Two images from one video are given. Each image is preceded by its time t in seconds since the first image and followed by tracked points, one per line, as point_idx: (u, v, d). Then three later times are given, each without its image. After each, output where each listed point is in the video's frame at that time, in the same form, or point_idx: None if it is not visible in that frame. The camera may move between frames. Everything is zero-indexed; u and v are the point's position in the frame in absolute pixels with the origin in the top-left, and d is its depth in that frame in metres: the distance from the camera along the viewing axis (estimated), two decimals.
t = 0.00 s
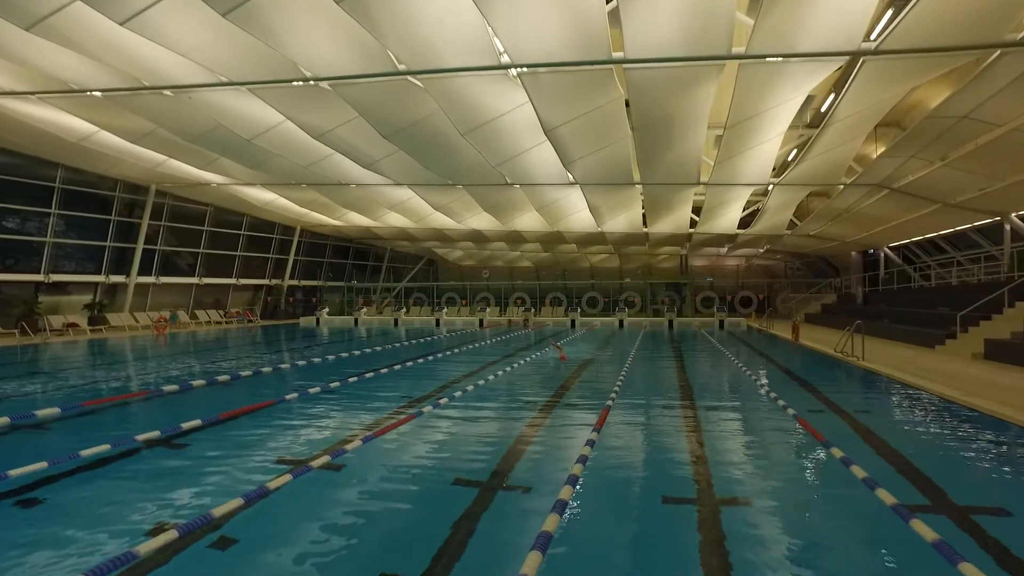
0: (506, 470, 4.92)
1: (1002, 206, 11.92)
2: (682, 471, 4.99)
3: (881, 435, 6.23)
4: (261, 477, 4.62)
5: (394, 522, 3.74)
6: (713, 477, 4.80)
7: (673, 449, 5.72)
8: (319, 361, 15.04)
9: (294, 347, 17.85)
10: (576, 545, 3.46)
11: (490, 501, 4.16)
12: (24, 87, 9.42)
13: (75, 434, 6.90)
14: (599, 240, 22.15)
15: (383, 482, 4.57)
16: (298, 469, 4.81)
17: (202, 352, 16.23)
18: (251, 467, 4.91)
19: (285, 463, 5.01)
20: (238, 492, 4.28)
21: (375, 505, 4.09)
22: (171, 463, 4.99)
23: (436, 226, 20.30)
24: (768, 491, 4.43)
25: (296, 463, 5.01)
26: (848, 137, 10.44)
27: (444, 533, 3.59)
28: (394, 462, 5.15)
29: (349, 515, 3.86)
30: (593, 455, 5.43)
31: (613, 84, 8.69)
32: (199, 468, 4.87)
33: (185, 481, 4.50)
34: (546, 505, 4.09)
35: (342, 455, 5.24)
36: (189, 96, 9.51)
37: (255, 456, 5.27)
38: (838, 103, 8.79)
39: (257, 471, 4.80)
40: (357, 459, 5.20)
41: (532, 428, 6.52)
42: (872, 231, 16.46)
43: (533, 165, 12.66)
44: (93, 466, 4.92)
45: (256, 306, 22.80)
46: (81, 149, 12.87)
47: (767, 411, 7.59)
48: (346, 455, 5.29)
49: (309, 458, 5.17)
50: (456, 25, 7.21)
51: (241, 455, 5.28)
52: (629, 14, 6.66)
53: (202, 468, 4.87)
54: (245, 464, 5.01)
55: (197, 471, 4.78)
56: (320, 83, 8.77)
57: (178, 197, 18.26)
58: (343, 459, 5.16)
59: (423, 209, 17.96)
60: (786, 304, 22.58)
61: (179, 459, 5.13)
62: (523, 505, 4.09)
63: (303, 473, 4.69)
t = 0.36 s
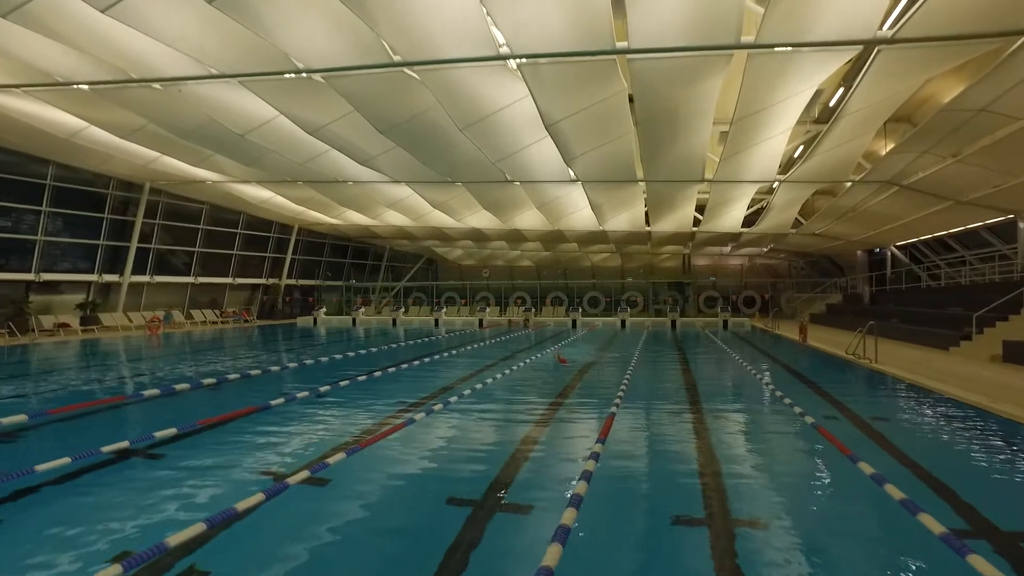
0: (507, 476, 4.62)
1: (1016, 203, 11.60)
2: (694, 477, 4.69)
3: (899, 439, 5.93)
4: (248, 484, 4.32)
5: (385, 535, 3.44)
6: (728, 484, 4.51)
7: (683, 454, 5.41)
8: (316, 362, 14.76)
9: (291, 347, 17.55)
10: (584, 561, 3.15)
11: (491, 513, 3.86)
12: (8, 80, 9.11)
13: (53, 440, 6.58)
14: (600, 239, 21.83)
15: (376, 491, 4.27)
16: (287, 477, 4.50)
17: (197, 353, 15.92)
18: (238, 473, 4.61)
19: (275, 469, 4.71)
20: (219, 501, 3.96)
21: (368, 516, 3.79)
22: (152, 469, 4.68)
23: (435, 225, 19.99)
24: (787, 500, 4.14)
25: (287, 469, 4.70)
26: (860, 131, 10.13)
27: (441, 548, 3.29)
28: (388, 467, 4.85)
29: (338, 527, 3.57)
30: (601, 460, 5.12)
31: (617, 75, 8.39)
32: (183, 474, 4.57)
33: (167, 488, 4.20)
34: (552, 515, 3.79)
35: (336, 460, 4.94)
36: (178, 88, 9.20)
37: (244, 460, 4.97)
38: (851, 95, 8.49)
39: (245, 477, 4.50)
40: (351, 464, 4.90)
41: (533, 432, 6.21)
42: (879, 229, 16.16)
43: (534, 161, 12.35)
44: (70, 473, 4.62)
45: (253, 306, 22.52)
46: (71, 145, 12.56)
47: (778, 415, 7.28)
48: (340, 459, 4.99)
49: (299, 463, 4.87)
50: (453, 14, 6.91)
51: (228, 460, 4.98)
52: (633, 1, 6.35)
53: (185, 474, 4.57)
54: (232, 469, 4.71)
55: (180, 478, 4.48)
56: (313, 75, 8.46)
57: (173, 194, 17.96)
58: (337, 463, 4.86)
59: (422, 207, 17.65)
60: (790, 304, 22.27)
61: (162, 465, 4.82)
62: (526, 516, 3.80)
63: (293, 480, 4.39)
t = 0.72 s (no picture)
0: (509, 488, 4.34)
1: None
2: (707, 489, 4.40)
3: (916, 444, 5.64)
4: (232, 497, 4.04)
5: (376, 554, 3.18)
6: (744, 497, 4.22)
7: (692, 462, 5.12)
8: (313, 362, 14.50)
9: (289, 347, 17.30)
10: None
11: (489, 527, 3.60)
12: None
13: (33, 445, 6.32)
14: (602, 238, 21.55)
15: (368, 504, 3.99)
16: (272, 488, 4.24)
17: (193, 354, 15.66)
18: (223, 484, 4.33)
19: (262, 480, 4.42)
20: (200, 516, 3.69)
21: (357, 534, 3.50)
22: (130, 481, 4.38)
23: (434, 223, 19.74)
24: (807, 514, 3.86)
25: (275, 480, 4.42)
26: (870, 126, 9.86)
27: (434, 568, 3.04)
28: (381, 477, 4.56)
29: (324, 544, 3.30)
30: (609, 470, 4.81)
31: (620, 65, 8.13)
32: (163, 486, 4.27)
33: (145, 503, 3.91)
34: (555, 534, 3.51)
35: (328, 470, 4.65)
36: (168, 82, 8.94)
37: (228, 470, 4.68)
38: (863, 88, 8.21)
39: (230, 489, 4.22)
40: (342, 475, 4.60)
41: (533, 437, 5.92)
42: (886, 228, 15.88)
43: (534, 158, 12.07)
44: (43, 485, 4.33)
45: (250, 305, 22.25)
46: (61, 141, 12.30)
47: (788, 418, 7.00)
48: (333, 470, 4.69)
49: (288, 473, 4.58)
50: (450, 2, 6.62)
51: (212, 470, 4.69)
52: None
53: (166, 486, 4.27)
54: (216, 481, 4.41)
55: (160, 490, 4.18)
56: (306, 68, 8.20)
57: (168, 193, 17.71)
58: (328, 474, 4.57)
59: (421, 205, 17.40)
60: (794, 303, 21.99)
61: (142, 476, 4.52)
62: (527, 534, 3.51)
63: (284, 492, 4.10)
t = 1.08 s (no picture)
0: (510, 501, 4.03)
1: None
2: (724, 502, 4.09)
3: (941, 451, 5.33)
4: (212, 511, 3.73)
5: None
6: (765, 511, 3.91)
7: (705, 471, 4.81)
8: (309, 364, 14.20)
9: (287, 348, 17.02)
10: None
11: (490, 548, 3.31)
12: None
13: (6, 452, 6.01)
14: (604, 237, 21.23)
15: (360, 519, 3.68)
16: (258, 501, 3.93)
17: (188, 355, 15.37)
18: (202, 497, 4.02)
19: (246, 492, 4.11)
20: (176, 535, 3.37)
21: (345, 555, 3.19)
22: (101, 495, 4.05)
23: (433, 222, 19.46)
24: (833, 532, 3.57)
25: (259, 493, 4.09)
26: (883, 120, 9.55)
27: None
28: (374, 488, 4.26)
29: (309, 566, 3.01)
30: (617, 480, 4.51)
31: (625, 55, 7.82)
32: (137, 499, 3.96)
33: (115, 518, 3.61)
34: (564, 553, 3.21)
35: (317, 480, 4.34)
36: (156, 74, 8.64)
37: (209, 480, 4.37)
38: (879, 78, 7.90)
39: (209, 502, 3.90)
40: (332, 485, 4.30)
41: (536, 443, 5.62)
42: (894, 226, 15.57)
43: (535, 154, 11.76)
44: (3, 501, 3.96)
45: (247, 305, 21.95)
46: (49, 136, 11.99)
47: (801, 423, 6.69)
48: (322, 480, 4.39)
49: (273, 484, 4.27)
50: None
51: (192, 480, 4.38)
52: None
53: (139, 500, 3.96)
54: (194, 492, 4.10)
55: (133, 503, 3.87)
56: (297, 58, 7.90)
57: (162, 190, 17.42)
58: (317, 485, 4.26)
59: (420, 204, 17.11)
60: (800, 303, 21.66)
61: (115, 487, 4.21)
62: (530, 555, 3.21)
63: (268, 506, 3.80)
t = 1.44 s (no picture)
0: (512, 520, 3.71)
1: None
2: (745, 520, 3.76)
3: (971, 464, 4.99)
4: (185, 530, 3.41)
5: None
6: (791, 532, 3.58)
7: (721, 484, 4.48)
8: (306, 365, 13.93)
9: (284, 349, 16.73)
10: None
11: None
12: None
13: None
14: (606, 236, 20.92)
15: (348, 540, 3.36)
16: (234, 520, 3.57)
17: (183, 356, 15.07)
18: (175, 513, 3.67)
19: (225, 507, 3.79)
20: (138, 561, 3.02)
21: None
22: (62, 514, 3.68)
23: (433, 221, 19.16)
24: (866, 555, 3.25)
25: (238, 509, 3.74)
26: (898, 113, 9.20)
27: None
28: (365, 503, 3.94)
29: None
30: (627, 494, 4.18)
31: (630, 44, 7.50)
32: (105, 516, 3.65)
33: (76, 540, 3.27)
34: None
35: (302, 494, 4.03)
36: (143, 66, 8.33)
37: (186, 493, 4.06)
38: (897, 67, 7.56)
39: (183, 518, 3.59)
40: (319, 500, 3.98)
41: (538, 452, 5.30)
42: (904, 225, 15.22)
43: (537, 150, 11.46)
44: None
45: (244, 305, 21.64)
46: (38, 132, 11.68)
47: (817, 430, 6.37)
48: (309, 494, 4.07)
49: (253, 499, 3.94)
50: None
51: (168, 493, 4.07)
52: None
53: (107, 516, 3.64)
54: (169, 507, 3.79)
55: (99, 520, 3.56)
56: (288, 48, 7.59)
57: (157, 188, 17.13)
58: (303, 499, 3.94)
59: (419, 202, 16.81)
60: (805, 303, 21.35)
61: (82, 502, 3.89)
62: None
63: (246, 525, 3.46)
